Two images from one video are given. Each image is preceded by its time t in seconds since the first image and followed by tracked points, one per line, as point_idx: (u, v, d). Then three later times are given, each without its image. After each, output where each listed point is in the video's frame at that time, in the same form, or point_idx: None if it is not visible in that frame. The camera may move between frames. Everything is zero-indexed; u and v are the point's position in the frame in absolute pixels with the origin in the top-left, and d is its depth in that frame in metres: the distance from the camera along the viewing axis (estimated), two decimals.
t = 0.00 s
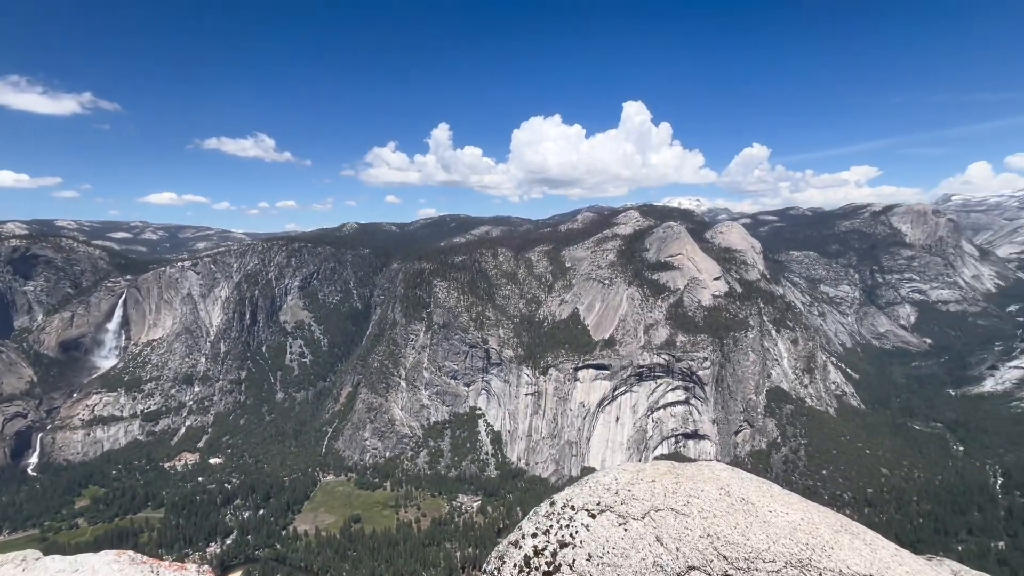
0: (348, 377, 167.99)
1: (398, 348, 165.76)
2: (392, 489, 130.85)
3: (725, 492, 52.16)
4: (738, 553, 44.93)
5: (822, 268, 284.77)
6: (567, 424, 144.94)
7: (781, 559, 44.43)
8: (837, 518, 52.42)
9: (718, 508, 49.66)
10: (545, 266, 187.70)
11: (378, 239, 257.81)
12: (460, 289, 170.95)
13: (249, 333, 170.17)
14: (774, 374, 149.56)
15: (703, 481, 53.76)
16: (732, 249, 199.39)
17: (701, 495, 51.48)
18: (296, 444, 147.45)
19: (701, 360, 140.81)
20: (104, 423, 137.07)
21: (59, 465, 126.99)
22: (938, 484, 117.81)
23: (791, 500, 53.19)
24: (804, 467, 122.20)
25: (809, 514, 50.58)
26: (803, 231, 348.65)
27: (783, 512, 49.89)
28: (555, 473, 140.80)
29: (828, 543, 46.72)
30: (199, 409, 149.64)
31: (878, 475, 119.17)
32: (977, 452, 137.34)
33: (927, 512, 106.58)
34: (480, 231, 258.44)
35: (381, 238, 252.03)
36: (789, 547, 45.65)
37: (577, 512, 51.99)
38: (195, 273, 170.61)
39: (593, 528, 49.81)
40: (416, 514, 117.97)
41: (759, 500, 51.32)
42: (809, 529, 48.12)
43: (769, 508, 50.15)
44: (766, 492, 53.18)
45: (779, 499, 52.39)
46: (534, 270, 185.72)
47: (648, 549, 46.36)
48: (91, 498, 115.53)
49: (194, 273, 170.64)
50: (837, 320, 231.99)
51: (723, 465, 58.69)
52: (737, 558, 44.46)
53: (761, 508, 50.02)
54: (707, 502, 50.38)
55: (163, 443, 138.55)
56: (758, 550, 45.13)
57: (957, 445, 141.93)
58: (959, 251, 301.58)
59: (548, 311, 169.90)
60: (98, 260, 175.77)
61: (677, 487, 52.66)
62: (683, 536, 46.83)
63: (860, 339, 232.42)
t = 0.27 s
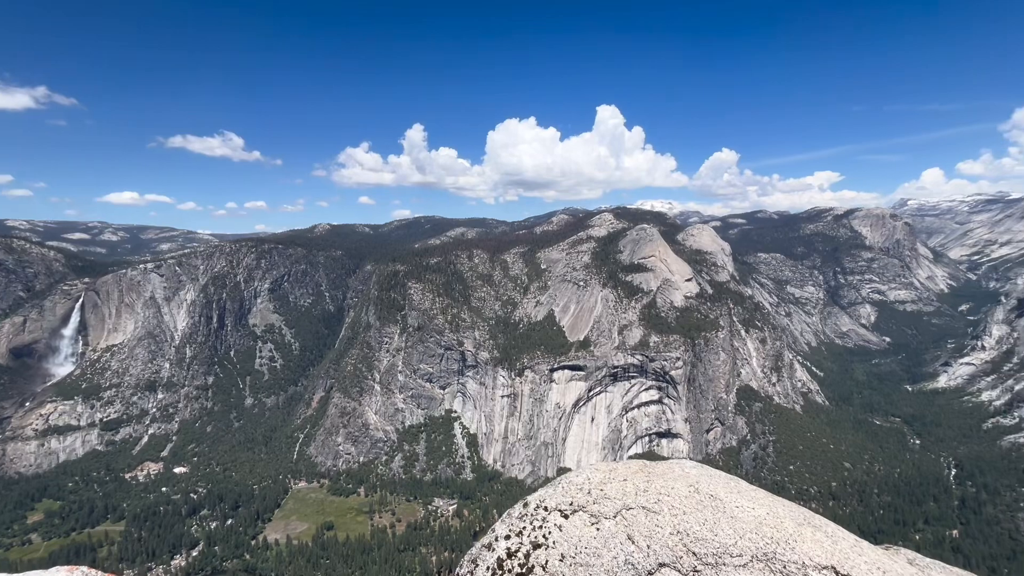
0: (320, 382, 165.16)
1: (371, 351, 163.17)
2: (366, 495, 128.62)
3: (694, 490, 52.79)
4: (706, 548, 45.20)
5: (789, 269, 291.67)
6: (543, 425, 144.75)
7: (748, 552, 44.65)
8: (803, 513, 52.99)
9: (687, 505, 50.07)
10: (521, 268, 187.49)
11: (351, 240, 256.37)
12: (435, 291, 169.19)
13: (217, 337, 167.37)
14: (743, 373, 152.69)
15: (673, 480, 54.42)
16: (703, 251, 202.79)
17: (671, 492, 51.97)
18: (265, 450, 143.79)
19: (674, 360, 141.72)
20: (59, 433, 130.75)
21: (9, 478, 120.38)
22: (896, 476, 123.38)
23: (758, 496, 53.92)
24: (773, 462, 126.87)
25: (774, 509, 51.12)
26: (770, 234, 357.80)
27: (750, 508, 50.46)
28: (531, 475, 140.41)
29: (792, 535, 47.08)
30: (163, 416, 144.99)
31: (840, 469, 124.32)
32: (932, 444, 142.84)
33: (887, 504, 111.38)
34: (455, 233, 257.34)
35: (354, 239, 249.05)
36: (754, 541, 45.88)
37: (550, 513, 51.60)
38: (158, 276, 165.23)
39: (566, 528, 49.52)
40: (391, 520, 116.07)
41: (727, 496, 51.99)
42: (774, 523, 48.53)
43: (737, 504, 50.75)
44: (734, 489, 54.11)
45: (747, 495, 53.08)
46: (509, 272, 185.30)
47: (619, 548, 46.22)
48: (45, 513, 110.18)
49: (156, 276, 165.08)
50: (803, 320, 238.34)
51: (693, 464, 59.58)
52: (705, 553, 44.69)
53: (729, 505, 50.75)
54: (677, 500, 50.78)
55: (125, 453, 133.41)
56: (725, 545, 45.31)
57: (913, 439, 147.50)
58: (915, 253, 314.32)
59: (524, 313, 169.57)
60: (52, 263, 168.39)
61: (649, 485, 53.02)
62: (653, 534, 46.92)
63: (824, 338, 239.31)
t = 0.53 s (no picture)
0: (291, 387, 161.14)
1: (344, 355, 160.12)
2: (338, 501, 125.95)
3: (665, 489, 52.71)
4: (676, 547, 45.18)
5: (757, 271, 297.66)
6: (519, 427, 144.12)
7: (717, 550, 44.83)
8: (769, 509, 53.64)
9: (658, 505, 50.03)
10: (496, 270, 186.84)
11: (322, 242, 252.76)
12: (409, 293, 167.34)
13: (181, 342, 162.99)
14: (714, 372, 155.22)
15: (644, 479, 54.25)
16: (675, 253, 205.70)
17: (643, 492, 51.79)
18: (233, 458, 139.48)
19: (648, 361, 142.86)
20: (9, 444, 124.41)
21: None
22: (859, 470, 127.88)
23: (726, 493, 54.25)
24: (743, 459, 130.05)
25: (741, 506, 51.59)
26: (740, 236, 365.85)
27: (718, 506, 50.73)
28: (507, 477, 139.48)
29: (758, 532, 47.46)
30: (124, 425, 139.54)
31: (807, 465, 127.62)
32: (891, 439, 148.07)
33: (850, 497, 115.06)
34: (430, 235, 255.22)
35: (326, 240, 245.16)
36: (723, 538, 46.09)
37: (524, 516, 51.07)
38: (118, 278, 160.09)
39: (539, 531, 48.99)
40: (365, 526, 113.73)
41: (697, 495, 52.09)
42: (742, 520, 48.92)
43: (706, 502, 50.90)
44: (703, 487, 54.28)
45: (715, 493, 53.36)
46: (485, 274, 184.40)
47: (592, 548, 45.89)
48: None
49: (117, 279, 159.99)
50: (770, 320, 244.05)
51: (663, 462, 59.53)
52: (676, 552, 44.68)
53: (698, 503, 50.78)
54: (649, 499, 50.68)
55: (82, 464, 127.74)
56: (695, 544, 45.41)
57: (874, 434, 152.22)
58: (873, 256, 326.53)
59: (499, 315, 168.96)
60: (4, 265, 161.02)
61: (621, 486, 52.79)
62: (625, 534, 46.66)
63: (791, 338, 245.14)
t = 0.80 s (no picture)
0: (261, 393, 156.58)
1: (316, 359, 156.63)
2: (310, 509, 122.93)
3: (635, 488, 52.64)
4: (646, 546, 44.95)
5: (727, 273, 302.85)
6: (494, 430, 143.15)
7: (685, 547, 44.63)
8: (738, 507, 53.80)
9: (629, 505, 49.91)
10: (471, 272, 185.72)
11: (293, 243, 248.03)
12: (383, 296, 164.91)
13: (143, 347, 157.65)
14: (686, 372, 157.22)
15: (615, 480, 54.11)
16: (647, 255, 208.09)
17: (614, 492, 51.69)
18: (199, 467, 134.90)
19: (622, 362, 144.58)
20: None
21: None
22: (823, 465, 130.95)
23: (695, 491, 54.32)
24: (714, 457, 132.16)
25: (709, 503, 51.63)
26: (710, 239, 372.93)
27: (686, 504, 50.69)
28: (482, 480, 138.23)
29: (725, 528, 47.44)
30: (80, 434, 133.78)
31: (774, 461, 130.44)
32: (852, 434, 152.15)
33: (815, 491, 118.01)
34: (404, 237, 252.11)
35: (297, 242, 240.59)
36: (691, 537, 45.89)
37: (496, 519, 50.46)
38: (74, 281, 154.73)
39: (511, 534, 48.40)
40: (337, 534, 111.13)
41: (666, 494, 52.00)
42: (710, 518, 48.91)
43: (675, 500, 50.89)
44: (673, 486, 54.34)
45: (685, 491, 53.35)
46: (459, 276, 183.02)
47: (563, 550, 45.47)
48: None
49: (73, 282, 154.87)
50: (740, 321, 248.97)
51: (635, 462, 59.57)
52: (646, 551, 44.46)
53: (668, 502, 50.69)
54: (619, 499, 50.53)
55: (35, 476, 121.86)
56: (664, 543, 45.17)
57: (837, 430, 156.35)
58: (835, 259, 336.99)
59: (474, 317, 167.96)
60: None
61: (592, 487, 52.55)
62: (596, 535, 46.34)
63: (759, 338, 250.19)
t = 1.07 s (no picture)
0: (229, 399, 151.37)
1: (286, 364, 152.60)
2: (280, 517, 119.58)
3: (605, 488, 51.99)
4: (615, 546, 44.64)
5: (697, 275, 307.59)
6: (470, 433, 141.92)
7: (652, 546, 44.67)
8: (704, 504, 53.82)
9: (598, 504, 49.37)
10: (446, 274, 184.10)
11: (262, 244, 242.46)
12: (356, 299, 161.94)
13: (101, 352, 151.69)
14: (659, 373, 158.65)
15: (585, 479, 53.40)
16: (621, 258, 209.85)
17: (584, 493, 50.90)
18: (162, 476, 130.02)
19: (597, 363, 145.10)
20: None
21: None
22: (790, 461, 133.69)
23: (664, 490, 54.02)
24: (686, 456, 133.85)
25: (677, 502, 51.33)
26: (681, 242, 378.91)
27: (655, 502, 50.37)
28: (457, 484, 136.74)
29: (692, 527, 47.45)
30: (33, 445, 127.68)
31: (744, 459, 132.77)
32: (816, 431, 155.63)
33: (782, 487, 120.40)
34: (377, 239, 248.47)
35: (266, 244, 235.31)
36: (658, 537, 45.75)
37: (466, 523, 49.44)
38: (27, 284, 148.38)
39: (481, 538, 47.42)
40: (309, 542, 108.28)
41: (635, 492, 51.50)
42: (677, 516, 48.77)
43: (644, 499, 50.50)
44: (642, 485, 53.79)
45: (653, 490, 52.90)
46: (434, 279, 181.15)
47: (533, 553, 44.76)
48: None
49: (24, 284, 148.00)
50: (710, 322, 253.16)
51: (605, 462, 59.08)
52: (614, 551, 44.22)
53: (637, 501, 50.14)
54: (589, 500, 49.86)
55: None
56: (631, 543, 44.85)
57: (802, 427, 159.82)
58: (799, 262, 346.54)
59: (449, 320, 166.37)
60: None
61: (562, 487, 51.71)
62: (566, 536, 45.73)
63: (729, 339, 254.79)
